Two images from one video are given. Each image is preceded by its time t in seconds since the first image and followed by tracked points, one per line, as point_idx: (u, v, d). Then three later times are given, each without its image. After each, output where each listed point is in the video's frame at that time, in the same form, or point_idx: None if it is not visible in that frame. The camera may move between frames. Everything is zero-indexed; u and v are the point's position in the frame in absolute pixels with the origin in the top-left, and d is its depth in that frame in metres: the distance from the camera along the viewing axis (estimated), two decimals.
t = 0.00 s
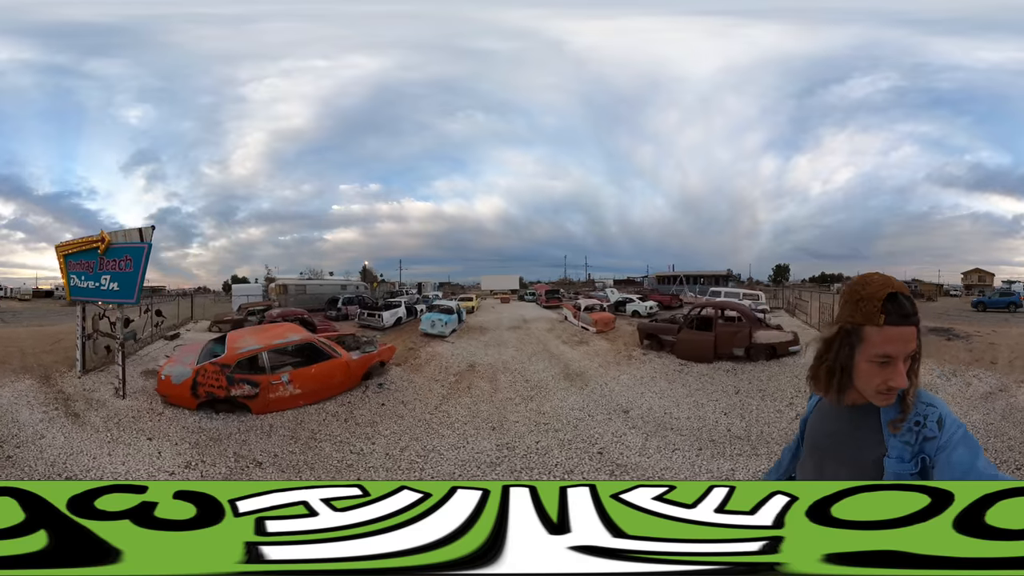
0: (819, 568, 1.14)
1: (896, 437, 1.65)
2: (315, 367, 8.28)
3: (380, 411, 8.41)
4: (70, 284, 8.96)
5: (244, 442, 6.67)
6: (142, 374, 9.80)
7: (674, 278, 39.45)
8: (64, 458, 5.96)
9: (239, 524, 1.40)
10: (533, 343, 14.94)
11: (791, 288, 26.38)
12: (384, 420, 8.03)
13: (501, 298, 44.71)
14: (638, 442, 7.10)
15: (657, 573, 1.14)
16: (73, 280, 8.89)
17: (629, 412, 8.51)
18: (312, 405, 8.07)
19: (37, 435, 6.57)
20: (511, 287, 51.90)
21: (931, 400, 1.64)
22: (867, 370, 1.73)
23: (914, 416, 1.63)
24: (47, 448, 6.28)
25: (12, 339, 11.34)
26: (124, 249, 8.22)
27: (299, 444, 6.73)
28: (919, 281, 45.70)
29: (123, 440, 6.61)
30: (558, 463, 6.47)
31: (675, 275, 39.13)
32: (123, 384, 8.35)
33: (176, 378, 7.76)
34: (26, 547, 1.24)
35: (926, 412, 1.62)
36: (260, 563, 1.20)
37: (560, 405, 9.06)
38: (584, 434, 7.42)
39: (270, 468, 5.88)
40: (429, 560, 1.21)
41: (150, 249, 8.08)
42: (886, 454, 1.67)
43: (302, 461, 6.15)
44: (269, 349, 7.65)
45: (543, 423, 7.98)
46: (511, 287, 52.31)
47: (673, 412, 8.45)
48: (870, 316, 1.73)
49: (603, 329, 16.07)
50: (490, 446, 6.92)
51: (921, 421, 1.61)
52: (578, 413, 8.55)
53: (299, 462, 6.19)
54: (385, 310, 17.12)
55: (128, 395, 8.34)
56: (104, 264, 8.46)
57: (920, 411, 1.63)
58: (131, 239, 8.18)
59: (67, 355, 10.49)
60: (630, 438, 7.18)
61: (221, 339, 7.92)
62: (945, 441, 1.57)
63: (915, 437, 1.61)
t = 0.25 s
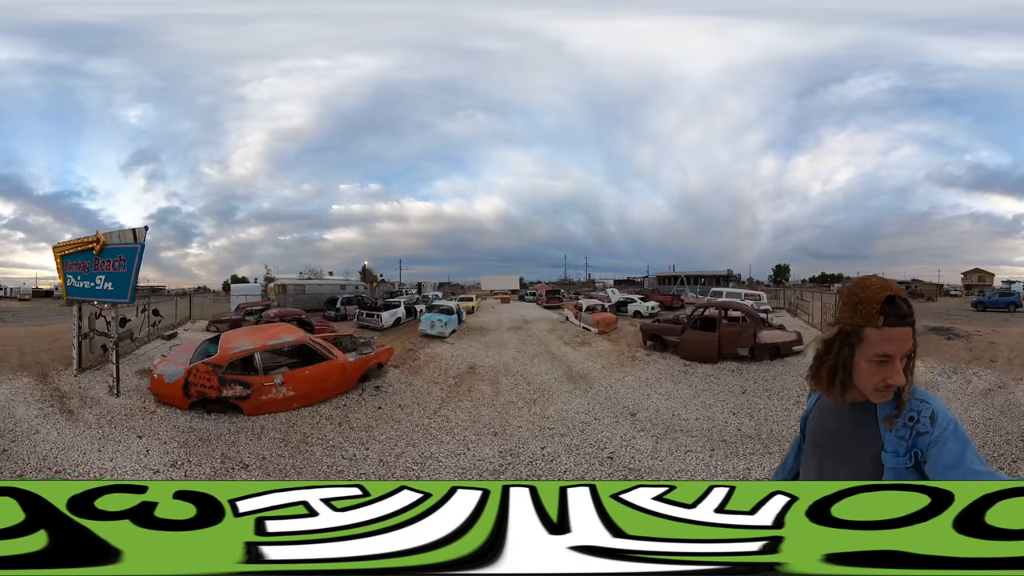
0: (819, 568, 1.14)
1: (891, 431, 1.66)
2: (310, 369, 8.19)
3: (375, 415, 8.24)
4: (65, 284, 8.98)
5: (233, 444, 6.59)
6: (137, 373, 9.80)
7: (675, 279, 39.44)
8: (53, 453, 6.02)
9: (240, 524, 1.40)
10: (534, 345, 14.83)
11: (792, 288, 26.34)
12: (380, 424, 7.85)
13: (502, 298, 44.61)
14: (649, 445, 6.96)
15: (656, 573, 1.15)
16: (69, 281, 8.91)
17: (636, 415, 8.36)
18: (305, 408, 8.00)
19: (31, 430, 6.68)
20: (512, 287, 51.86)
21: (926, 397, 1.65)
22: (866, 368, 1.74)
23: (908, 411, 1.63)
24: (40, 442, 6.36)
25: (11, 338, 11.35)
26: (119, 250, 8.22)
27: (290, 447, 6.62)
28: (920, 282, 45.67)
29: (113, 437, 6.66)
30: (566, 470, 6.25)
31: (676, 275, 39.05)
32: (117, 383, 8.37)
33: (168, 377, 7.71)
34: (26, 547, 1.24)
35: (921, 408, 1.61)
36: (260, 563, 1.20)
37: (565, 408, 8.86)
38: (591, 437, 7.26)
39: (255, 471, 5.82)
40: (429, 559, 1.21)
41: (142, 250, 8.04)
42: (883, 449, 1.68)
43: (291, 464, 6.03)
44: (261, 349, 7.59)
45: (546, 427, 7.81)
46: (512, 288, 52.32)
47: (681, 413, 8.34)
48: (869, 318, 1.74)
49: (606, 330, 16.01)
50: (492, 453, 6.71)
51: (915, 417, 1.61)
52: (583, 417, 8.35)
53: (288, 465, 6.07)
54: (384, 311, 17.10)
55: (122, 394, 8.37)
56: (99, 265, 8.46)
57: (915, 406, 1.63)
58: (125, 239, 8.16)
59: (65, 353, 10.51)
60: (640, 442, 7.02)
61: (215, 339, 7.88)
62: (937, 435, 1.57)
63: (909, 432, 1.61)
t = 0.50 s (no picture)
0: (819, 568, 1.14)
1: (888, 431, 1.64)
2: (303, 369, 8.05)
3: (368, 417, 7.96)
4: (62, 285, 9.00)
5: (220, 443, 6.50)
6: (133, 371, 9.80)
7: (675, 279, 39.42)
8: (46, 446, 6.08)
9: (239, 524, 1.40)
10: (535, 346, 14.63)
11: (792, 287, 26.31)
12: (373, 427, 7.49)
13: (502, 298, 44.56)
14: (660, 449, 6.72)
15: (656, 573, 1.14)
16: (65, 281, 8.92)
17: (644, 417, 8.07)
18: (297, 408, 7.85)
19: (27, 424, 6.76)
20: (512, 287, 51.83)
21: (922, 397, 1.63)
22: (862, 364, 1.74)
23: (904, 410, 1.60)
24: (34, 436, 6.43)
25: (9, 337, 11.34)
26: (113, 250, 8.24)
27: (278, 448, 6.47)
28: (920, 282, 45.67)
29: (106, 431, 6.72)
30: (574, 477, 5.90)
31: (677, 275, 38.99)
32: (113, 379, 8.41)
33: (162, 375, 7.65)
34: (27, 546, 1.24)
35: (916, 407, 1.59)
36: (260, 563, 1.20)
37: (568, 412, 8.46)
38: (598, 442, 6.93)
39: (238, 471, 5.73)
40: (429, 560, 1.21)
41: (136, 250, 8.04)
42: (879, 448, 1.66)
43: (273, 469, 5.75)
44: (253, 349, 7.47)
45: (550, 431, 7.41)
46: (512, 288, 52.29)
47: (690, 415, 8.18)
48: (865, 314, 1.75)
49: (608, 330, 15.99)
50: (492, 459, 6.32)
51: (911, 415, 1.59)
52: (587, 420, 7.99)
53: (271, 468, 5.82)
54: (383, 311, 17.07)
55: (118, 389, 8.41)
56: (95, 264, 8.49)
57: (910, 405, 1.60)
58: (120, 239, 8.18)
59: (63, 352, 10.51)
60: (650, 446, 6.75)
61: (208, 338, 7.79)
62: (932, 434, 1.54)
63: (905, 431, 1.59)
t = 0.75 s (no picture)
0: (819, 568, 1.14)
1: (886, 438, 1.66)
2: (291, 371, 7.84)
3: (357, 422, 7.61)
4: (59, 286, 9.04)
5: (205, 442, 6.46)
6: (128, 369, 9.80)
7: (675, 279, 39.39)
8: (40, 440, 6.20)
9: (239, 524, 1.40)
10: (536, 348, 14.29)
11: (793, 287, 26.27)
12: (361, 434, 7.12)
13: (501, 299, 44.45)
14: (674, 457, 6.41)
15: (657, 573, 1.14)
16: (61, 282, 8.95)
17: (653, 424, 7.72)
18: (285, 411, 7.63)
19: (25, 418, 6.89)
20: (512, 288, 51.78)
21: (924, 406, 1.65)
22: (860, 357, 1.78)
23: (905, 420, 1.64)
24: (32, 430, 6.58)
25: (8, 336, 11.34)
26: (107, 252, 8.24)
27: (261, 450, 6.33)
28: (920, 283, 45.64)
29: (98, 426, 6.84)
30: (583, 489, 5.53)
31: (678, 275, 38.88)
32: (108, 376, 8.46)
33: (152, 372, 7.65)
34: (27, 546, 1.24)
35: (918, 416, 1.62)
36: (260, 563, 1.20)
37: (571, 418, 8.07)
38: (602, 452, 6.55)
39: (216, 469, 5.71)
40: (429, 560, 1.21)
41: (129, 252, 8.03)
42: (876, 456, 1.68)
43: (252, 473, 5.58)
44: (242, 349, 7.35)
45: (552, 440, 6.98)
46: (512, 288, 52.25)
47: (701, 419, 7.96)
48: (861, 307, 1.82)
49: (609, 331, 15.97)
50: (488, 471, 5.91)
51: (912, 425, 1.62)
52: (590, 427, 7.62)
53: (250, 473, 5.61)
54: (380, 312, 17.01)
55: (113, 385, 8.47)
56: (90, 266, 8.48)
57: (912, 415, 1.63)
58: (114, 242, 8.18)
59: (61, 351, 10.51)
60: (663, 454, 6.42)
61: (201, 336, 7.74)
62: (933, 444, 1.57)
63: (904, 440, 1.62)
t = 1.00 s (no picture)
0: (819, 568, 1.14)
1: (896, 432, 1.67)
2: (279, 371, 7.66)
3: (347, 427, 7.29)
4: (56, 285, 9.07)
5: (190, 439, 6.41)
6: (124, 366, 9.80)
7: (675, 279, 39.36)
8: (37, 432, 6.32)
9: (239, 524, 1.40)
10: (537, 350, 14.00)
11: (794, 287, 26.26)
12: (347, 438, 6.79)
13: (501, 299, 44.42)
14: (692, 462, 6.20)
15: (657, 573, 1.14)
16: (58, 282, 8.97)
17: (664, 429, 7.45)
18: (274, 411, 7.46)
19: (23, 411, 7.04)
20: (512, 288, 51.75)
21: (929, 398, 1.68)
22: (860, 351, 1.79)
23: (912, 412, 1.65)
24: (29, 422, 6.72)
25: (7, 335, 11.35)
26: (102, 253, 8.25)
27: (242, 449, 6.19)
28: (920, 283, 45.62)
29: (91, 418, 6.93)
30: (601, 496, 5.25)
31: (679, 275, 38.87)
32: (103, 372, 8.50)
33: (144, 368, 7.67)
34: (27, 546, 1.24)
35: (926, 408, 1.64)
36: (260, 563, 1.20)
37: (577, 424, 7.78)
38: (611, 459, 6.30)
39: (195, 465, 5.69)
40: (429, 560, 1.21)
41: (122, 254, 8.03)
42: (886, 450, 1.69)
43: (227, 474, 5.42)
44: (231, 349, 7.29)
45: (556, 448, 6.67)
46: (511, 288, 52.20)
47: (714, 421, 7.85)
48: (856, 300, 1.83)
49: (612, 331, 15.93)
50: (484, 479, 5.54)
51: (920, 417, 1.63)
52: (592, 434, 7.28)
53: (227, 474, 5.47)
54: (377, 313, 16.96)
55: (109, 381, 8.52)
56: (85, 266, 8.50)
57: (919, 407, 1.66)
58: (108, 243, 8.19)
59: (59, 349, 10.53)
60: (681, 460, 6.21)
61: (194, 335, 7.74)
62: (943, 436, 1.59)
63: (914, 432, 1.63)
